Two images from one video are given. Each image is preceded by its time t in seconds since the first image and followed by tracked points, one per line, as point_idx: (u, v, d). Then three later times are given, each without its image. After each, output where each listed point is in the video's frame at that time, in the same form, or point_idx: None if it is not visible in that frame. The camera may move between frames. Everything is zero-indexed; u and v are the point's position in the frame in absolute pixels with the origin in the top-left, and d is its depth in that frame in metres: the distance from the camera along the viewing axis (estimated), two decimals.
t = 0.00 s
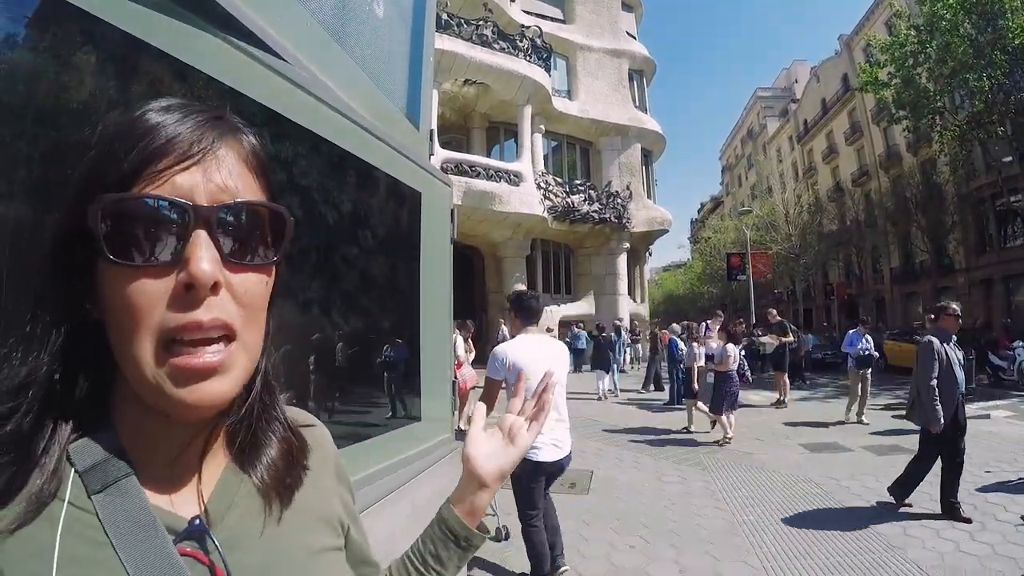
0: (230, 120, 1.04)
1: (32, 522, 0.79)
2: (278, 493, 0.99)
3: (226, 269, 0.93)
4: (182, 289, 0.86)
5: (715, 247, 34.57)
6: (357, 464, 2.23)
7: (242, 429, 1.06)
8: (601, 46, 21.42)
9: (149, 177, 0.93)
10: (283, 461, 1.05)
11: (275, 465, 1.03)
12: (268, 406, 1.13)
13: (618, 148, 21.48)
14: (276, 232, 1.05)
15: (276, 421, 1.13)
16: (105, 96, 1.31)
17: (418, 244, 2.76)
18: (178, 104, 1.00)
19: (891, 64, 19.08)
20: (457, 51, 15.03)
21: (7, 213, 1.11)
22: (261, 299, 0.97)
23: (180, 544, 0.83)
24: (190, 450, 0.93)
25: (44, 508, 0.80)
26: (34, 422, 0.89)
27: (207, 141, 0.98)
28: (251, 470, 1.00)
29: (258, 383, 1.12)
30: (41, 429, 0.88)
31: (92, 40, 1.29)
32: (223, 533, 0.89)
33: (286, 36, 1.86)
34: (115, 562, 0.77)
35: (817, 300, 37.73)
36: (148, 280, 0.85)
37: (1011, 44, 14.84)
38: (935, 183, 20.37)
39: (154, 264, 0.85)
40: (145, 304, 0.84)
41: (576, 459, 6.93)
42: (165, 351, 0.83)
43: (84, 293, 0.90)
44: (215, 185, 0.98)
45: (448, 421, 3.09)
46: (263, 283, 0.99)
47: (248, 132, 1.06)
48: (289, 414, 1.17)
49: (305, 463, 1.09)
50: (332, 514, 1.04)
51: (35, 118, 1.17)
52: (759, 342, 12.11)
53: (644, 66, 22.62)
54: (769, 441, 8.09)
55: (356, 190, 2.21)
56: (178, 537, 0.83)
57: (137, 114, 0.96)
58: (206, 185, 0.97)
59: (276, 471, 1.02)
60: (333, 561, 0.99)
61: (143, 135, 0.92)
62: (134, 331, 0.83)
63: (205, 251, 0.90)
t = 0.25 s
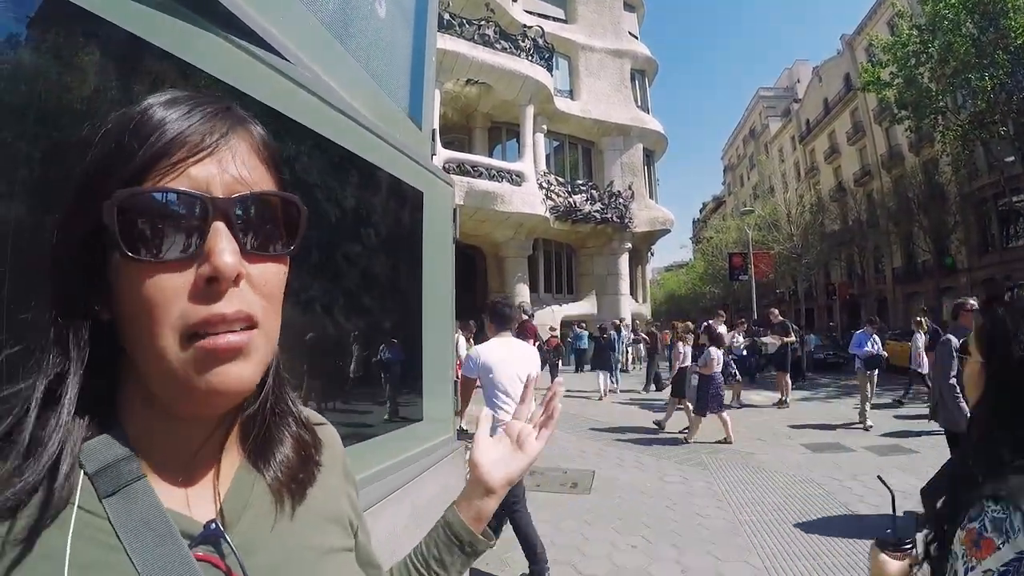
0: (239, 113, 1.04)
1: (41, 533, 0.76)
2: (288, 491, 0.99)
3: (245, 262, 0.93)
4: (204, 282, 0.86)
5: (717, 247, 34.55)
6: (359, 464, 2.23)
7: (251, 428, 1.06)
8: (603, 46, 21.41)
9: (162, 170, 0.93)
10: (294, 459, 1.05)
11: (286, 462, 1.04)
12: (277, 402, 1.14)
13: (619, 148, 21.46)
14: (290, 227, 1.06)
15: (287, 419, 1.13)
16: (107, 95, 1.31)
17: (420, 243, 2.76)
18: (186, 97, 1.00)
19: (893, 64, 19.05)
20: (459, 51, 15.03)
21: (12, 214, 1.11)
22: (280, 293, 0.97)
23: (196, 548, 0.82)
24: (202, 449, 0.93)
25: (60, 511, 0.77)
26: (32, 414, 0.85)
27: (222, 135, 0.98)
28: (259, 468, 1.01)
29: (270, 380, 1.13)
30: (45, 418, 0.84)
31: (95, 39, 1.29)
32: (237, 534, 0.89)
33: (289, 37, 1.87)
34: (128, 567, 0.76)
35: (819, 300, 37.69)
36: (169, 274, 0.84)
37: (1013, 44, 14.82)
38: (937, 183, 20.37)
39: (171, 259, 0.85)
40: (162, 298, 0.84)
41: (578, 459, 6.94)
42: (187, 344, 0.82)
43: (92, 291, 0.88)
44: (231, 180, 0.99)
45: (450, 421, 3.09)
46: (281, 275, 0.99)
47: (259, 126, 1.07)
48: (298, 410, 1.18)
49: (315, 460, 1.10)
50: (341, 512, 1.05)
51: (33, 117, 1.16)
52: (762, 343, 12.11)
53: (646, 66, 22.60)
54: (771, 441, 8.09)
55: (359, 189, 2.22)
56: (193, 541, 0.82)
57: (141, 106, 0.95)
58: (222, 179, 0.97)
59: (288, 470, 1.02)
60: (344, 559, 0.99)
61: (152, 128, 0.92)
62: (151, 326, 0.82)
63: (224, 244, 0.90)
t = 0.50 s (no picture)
0: (263, 126, 1.04)
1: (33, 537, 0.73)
2: (277, 492, 0.99)
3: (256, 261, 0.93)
4: (233, 278, 0.86)
5: (718, 245, 34.55)
6: (359, 462, 2.23)
7: (243, 429, 1.04)
8: (604, 44, 21.40)
9: (203, 166, 0.93)
10: (276, 455, 1.05)
11: (269, 457, 1.03)
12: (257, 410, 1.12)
13: (621, 146, 21.44)
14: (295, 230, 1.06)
15: (257, 415, 1.11)
16: (107, 91, 1.30)
17: (421, 241, 2.76)
18: (213, 102, 0.99)
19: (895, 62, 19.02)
20: (460, 50, 15.04)
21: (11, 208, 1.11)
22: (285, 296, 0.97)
23: (191, 545, 0.81)
24: (192, 448, 0.92)
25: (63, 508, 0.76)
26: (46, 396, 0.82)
27: (249, 149, 0.99)
28: (248, 467, 0.99)
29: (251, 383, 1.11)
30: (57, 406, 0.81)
31: (96, 38, 1.28)
32: (230, 530, 0.88)
33: (290, 35, 1.86)
34: (122, 565, 0.74)
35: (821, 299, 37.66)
36: (196, 266, 0.84)
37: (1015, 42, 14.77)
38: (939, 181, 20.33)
39: (201, 252, 0.84)
40: (187, 289, 0.82)
41: (580, 457, 6.94)
42: (204, 339, 0.81)
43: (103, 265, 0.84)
44: (250, 181, 0.99)
45: (451, 419, 3.09)
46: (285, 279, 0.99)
47: (274, 137, 1.07)
48: (271, 404, 1.17)
49: (298, 456, 1.10)
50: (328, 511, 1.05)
51: (24, 112, 1.15)
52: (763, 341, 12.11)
53: (647, 64, 22.58)
54: (772, 439, 8.09)
55: (359, 187, 2.22)
56: (187, 538, 0.81)
57: (168, 100, 0.94)
58: (245, 179, 0.97)
59: (271, 465, 1.02)
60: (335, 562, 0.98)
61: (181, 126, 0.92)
62: (165, 319, 0.81)
63: (251, 241, 0.91)
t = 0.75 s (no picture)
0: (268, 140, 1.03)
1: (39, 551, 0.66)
2: (262, 490, 0.96)
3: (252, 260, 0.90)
4: (242, 274, 0.84)
5: (720, 245, 34.55)
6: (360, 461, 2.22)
7: (222, 426, 0.99)
8: (605, 44, 21.39)
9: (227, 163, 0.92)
10: (258, 450, 1.02)
11: (251, 454, 1.00)
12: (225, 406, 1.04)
13: (622, 145, 21.44)
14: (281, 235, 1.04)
15: (231, 413, 1.05)
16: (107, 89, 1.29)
17: (422, 241, 2.76)
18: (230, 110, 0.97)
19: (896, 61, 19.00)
20: (461, 49, 15.04)
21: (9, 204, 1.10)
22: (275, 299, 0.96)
23: (183, 545, 0.78)
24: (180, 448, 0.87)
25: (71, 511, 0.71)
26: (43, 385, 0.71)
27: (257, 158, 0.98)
28: (231, 467, 0.95)
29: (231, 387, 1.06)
30: (81, 394, 0.73)
31: (94, 41, 1.28)
32: (222, 527, 0.85)
33: (289, 34, 1.86)
34: (113, 567, 0.69)
35: (822, 298, 37.65)
36: (214, 259, 0.82)
37: (1017, 41, 14.74)
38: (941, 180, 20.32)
39: (222, 244, 0.83)
40: (198, 279, 0.79)
41: (582, 457, 6.93)
42: (208, 331, 0.78)
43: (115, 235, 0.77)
44: (258, 184, 0.97)
45: (451, 417, 3.08)
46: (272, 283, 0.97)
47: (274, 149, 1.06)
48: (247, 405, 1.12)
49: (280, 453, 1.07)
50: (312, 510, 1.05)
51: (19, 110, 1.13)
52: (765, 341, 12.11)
53: (648, 63, 22.58)
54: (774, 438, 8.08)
55: (361, 187, 2.22)
56: (179, 538, 0.77)
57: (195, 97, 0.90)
58: (257, 183, 0.96)
59: (254, 462, 0.99)
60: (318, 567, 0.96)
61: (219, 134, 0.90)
62: (171, 308, 0.77)
63: (260, 244, 0.90)
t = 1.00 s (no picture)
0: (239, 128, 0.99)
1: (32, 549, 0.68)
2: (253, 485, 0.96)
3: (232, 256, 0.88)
4: (216, 276, 0.82)
5: (723, 242, 34.52)
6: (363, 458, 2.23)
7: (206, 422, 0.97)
8: (608, 40, 21.36)
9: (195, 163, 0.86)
10: (242, 442, 1.01)
11: (237, 449, 0.99)
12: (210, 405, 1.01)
13: (626, 142, 21.42)
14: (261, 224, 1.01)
15: (218, 409, 1.03)
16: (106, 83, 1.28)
17: (426, 238, 2.76)
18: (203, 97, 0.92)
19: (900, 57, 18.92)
20: (464, 47, 15.05)
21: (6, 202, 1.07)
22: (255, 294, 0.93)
23: (171, 544, 0.78)
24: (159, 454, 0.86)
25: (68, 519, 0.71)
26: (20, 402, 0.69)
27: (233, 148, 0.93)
28: (221, 466, 0.93)
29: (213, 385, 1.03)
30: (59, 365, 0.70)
31: (96, 40, 1.26)
32: (212, 524, 0.85)
33: (289, 30, 1.86)
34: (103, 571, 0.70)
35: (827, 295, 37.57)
36: (184, 262, 0.79)
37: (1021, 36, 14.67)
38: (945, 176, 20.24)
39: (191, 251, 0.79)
40: (171, 284, 0.77)
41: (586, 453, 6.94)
42: (187, 333, 0.76)
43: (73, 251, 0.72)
44: (235, 179, 0.94)
45: (455, 414, 3.08)
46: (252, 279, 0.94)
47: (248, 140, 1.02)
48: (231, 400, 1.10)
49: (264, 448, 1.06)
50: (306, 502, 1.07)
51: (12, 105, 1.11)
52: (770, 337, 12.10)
53: (652, 60, 22.54)
54: (778, 435, 8.07)
55: (364, 186, 2.22)
56: (168, 536, 0.78)
57: (156, 92, 0.85)
58: (232, 178, 0.92)
59: (239, 455, 0.98)
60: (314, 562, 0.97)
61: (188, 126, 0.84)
62: (145, 309, 0.75)
63: (233, 242, 0.87)
